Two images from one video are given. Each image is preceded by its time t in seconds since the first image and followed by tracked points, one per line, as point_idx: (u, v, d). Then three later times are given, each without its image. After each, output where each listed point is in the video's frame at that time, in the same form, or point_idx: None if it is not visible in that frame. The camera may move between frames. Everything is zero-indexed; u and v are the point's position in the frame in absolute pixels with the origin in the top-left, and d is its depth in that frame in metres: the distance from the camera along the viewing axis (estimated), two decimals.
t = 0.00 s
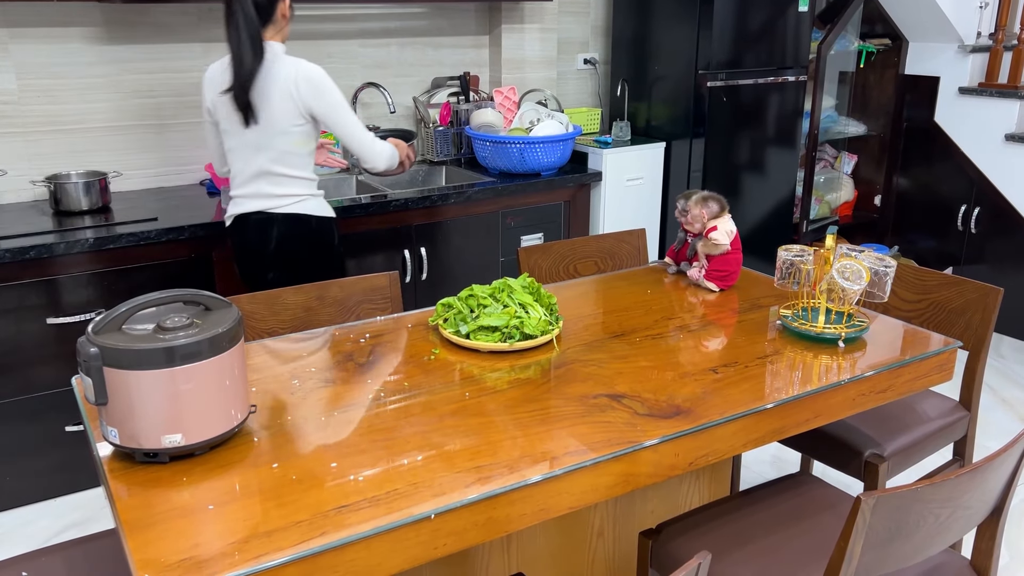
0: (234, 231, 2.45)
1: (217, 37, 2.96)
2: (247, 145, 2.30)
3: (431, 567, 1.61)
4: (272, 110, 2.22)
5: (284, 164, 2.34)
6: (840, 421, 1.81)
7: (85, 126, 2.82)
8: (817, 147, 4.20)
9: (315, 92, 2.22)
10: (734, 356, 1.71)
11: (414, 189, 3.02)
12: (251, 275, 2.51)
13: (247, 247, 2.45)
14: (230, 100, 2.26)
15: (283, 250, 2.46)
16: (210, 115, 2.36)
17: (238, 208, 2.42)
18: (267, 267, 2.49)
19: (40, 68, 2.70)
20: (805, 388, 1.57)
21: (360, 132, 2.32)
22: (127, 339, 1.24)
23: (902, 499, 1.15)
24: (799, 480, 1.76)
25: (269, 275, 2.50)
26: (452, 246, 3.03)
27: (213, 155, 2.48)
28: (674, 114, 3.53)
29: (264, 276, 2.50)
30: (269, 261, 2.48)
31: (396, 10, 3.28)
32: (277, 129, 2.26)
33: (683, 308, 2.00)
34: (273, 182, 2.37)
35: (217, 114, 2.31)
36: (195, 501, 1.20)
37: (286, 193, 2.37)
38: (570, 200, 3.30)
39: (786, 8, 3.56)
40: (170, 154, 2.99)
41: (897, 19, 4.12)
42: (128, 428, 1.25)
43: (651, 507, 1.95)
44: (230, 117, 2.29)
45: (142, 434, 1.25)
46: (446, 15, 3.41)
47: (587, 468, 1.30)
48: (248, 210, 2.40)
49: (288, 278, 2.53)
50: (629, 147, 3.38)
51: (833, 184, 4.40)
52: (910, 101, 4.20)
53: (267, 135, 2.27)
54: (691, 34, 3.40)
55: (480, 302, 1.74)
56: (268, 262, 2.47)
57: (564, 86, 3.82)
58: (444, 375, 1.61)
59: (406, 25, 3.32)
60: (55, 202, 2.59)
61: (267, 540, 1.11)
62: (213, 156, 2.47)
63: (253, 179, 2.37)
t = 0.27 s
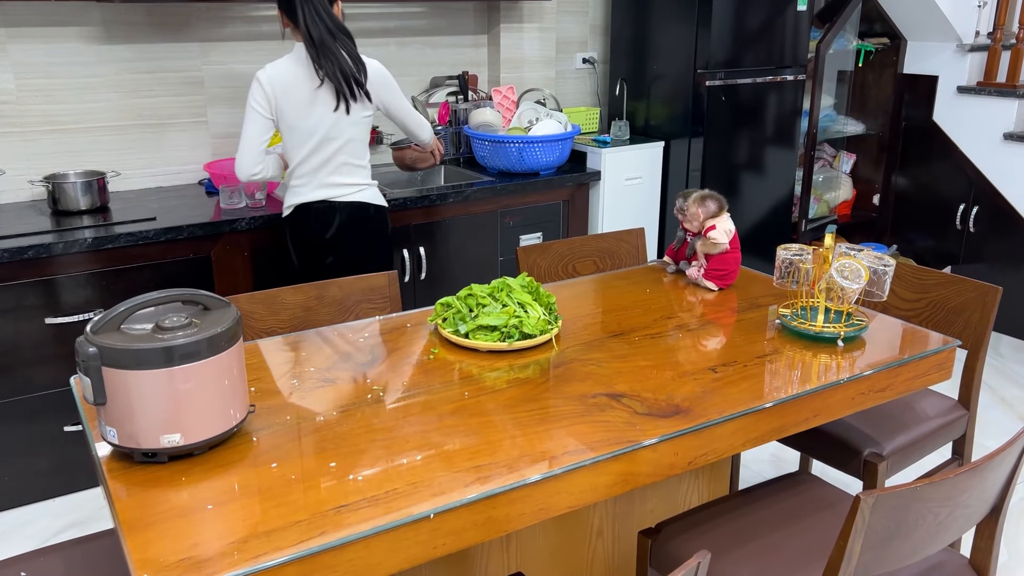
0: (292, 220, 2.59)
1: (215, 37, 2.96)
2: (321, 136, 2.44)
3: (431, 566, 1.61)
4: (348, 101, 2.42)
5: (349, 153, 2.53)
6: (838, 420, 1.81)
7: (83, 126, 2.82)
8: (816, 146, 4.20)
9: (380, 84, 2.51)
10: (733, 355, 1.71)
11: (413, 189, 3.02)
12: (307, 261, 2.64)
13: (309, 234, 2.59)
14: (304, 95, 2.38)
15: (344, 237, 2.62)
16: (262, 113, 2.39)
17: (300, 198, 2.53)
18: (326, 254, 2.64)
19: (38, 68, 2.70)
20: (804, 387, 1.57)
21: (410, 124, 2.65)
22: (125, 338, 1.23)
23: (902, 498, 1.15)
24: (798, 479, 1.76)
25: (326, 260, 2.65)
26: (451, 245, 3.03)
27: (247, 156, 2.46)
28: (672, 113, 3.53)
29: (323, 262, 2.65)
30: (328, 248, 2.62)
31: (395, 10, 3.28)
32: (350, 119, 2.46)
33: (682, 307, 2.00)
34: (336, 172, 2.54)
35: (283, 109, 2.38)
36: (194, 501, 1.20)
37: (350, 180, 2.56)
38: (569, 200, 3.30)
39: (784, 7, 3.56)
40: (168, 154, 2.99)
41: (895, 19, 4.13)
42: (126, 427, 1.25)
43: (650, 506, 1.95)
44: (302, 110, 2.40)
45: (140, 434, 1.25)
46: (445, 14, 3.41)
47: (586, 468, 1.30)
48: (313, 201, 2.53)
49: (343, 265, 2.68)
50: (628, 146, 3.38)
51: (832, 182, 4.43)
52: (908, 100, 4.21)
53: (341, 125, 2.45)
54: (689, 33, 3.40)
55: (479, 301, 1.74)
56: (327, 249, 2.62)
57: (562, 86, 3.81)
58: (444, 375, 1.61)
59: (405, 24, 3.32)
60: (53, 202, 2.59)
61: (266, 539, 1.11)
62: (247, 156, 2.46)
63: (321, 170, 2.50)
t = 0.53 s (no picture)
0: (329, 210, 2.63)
1: (213, 36, 2.95)
2: (370, 122, 2.54)
3: (430, 566, 1.61)
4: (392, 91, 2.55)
5: (392, 142, 2.64)
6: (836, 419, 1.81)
7: (81, 126, 2.81)
8: (814, 145, 4.21)
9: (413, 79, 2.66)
10: (731, 354, 1.71)
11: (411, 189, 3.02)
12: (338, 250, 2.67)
13: (344, 220, 2.63)
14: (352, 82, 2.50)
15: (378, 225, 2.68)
16: (314, 97, 2.48)
17: (348, 184, 2.60)
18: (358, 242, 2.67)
19: (36, 68, 2.69)
20: (803, 387, 1.57)
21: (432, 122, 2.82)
22: (124, 338, 1.23)
23: (900, 497, 1.15)
24: (797, 479, 1.76)
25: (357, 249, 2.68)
26: (449, 245, 3.03)
27: (301, 141, 2.51)
28: (670, 113, 3.53)
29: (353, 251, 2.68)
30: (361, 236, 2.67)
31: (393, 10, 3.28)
32: (396, 105, 2.59)
33: (680, 306, 2.00)
34: (381, 160, 2.63)
35: (336, 94, 2.48)
36: (193, 501, 1.20)
37: (395, 165, 2.66)
38: (567, 199, 3.30)
39: (782, 7, 3.56)
40: (166, 154, 2.98)
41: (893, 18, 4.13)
42: (125, 427, 1.25)
43: (649, 506, 1.95)
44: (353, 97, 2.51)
45: (139, 434, 1.25)
46: (443, 14, 3.41)
47: (584, 467, 1.30)
48: (362, 186, 2.60)
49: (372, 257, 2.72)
50: (627, 146, 3.38)
51: (830, 182, 4.42)
52: (906, 99, 4.21)
53: (388, 113, 2.57)
54: (688, 33, 3.40)
55: (478, 301, 1.74)
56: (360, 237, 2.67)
57: (561, 85, 3.82)
58: (442, 375, 1.61)
59: (403, 24, 3.32)
60: (51, 202, 2.58)
61: (265, 539, 1.11)
62: (300, 142, 2.51)
63: (369, 155, 2.59)
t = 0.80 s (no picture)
0: (365, 200, 2.66)
1: (211, 37, 2.95)
2: (409, 109, 2.65)
3: (429, 566, 1.61)
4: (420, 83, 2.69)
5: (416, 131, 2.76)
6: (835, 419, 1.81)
7: (79, 126, 2.81)
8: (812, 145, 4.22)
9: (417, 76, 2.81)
10: (730, 354, 1.72)
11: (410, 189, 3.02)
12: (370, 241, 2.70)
13: (378, 209, 2.68)
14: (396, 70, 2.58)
15: (409, 215, 2.75)
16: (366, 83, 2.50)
17: (389, 172, 2.67)
18: (391, 231, 2.72)
19: (33, 68, 2.69)
20: (802, 386, 1.57)
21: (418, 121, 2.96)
22: (123, 339, 1.23)
23: (899, 496, 1.15)
24: (795, 478, 1.77)
25: (389, 238, 2.72)
26: (448, 245, 3.03)
27: (353, 125, 2.50)
28: (669, 113, 3.53)
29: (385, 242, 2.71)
30: (393, 224, 2.72)
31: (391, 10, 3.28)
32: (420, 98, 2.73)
33: (679, 306, 2.01)
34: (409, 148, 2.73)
35: (382, 81, 2.54)
36: (192, 501, 1.20)
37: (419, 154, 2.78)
38: (565, 199, 3.30)
39: (780, 7, 3.57)
40: (164, 155, 2.98)
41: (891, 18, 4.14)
42: (124, 428, 1.25)
43: (648, 506, 1.95)
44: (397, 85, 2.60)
45: (137, 434, 1.25)
46: (442, 14, 3.41)
47: (583, 467, 1.30)
48: (401, 174, 2.69)
49: (403, 246, 2.76)
50: (625, 146, 3.38)
51: (829, 183, 4.43)
52: (904, 99, 4.22)
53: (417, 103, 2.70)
54: (686, 33, 3.40)
55: (477, 301, 1.74)
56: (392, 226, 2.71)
57: (559, 86, 3.82)
58: (441, 375, 1.61)
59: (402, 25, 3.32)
60: (49, 203, 2.58)
61: (264, 540, 1.11)
62: (353, 125, 2.50)
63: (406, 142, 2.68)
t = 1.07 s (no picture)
0: (384, 195, 2.67)
1: (210, 37, 2.95)
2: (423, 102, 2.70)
3: (428, 566, 1.61)
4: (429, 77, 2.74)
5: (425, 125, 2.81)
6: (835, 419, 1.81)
7: (77, 127, 2.81)
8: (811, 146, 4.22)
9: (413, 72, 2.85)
10: (729, 354, 1.72)
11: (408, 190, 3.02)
12: (385, 235, 2.71)
13: (394, 203, 2.69)
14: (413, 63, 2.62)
15: (424, 210, 2.76)
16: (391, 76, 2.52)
17: (409, 166, 2.70)
18: (407, 225, 2.73)
19: (31, 69, 2.69)
20: (801, 386, 1.57)
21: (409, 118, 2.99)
22: (122, 340, 1.23)
23: (898, 496, 1.15)
24: (795, 478, 1.77)
25: (405, 233, 2.73)
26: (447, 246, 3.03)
27: (387, 118, 2.51)
28: (667, 113, 3.53)
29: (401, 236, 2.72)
30: (409, 218, 2.73)
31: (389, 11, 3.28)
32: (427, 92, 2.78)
33: (678, 306, 2.01)
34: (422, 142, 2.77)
35: (404, 75, 2.57)
36: (191, 502, 1.20)
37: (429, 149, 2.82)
38: (564, 200, 3.30)
39: (779, 7, 3.57)
40: (162, 155, 2.98)
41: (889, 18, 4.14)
42: (122, 429, 1.25)
43: (647, 506, 1.95)
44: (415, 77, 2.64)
45: (136, 435, 1.25)
46: (440, 14, 3.41)
47: (582, 468, 1.30)
48: (418, 168, 2.72)
49: (416, 242, 2.77)
50: (624, 146, 3.38)
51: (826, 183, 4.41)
52: (902, 99, 4.22)
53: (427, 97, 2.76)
54: (684, 34, 3.40)
55: (476, 301, 1.74)
56: (408, 220, 2.72)
57: (557, 86, 3.82)
58: (440, 376, 1.61)
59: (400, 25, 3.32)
60: (47, 204, 2.58)
61: (263, 540, 1.11)
62: (386, 118, 2.51)
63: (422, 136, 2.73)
